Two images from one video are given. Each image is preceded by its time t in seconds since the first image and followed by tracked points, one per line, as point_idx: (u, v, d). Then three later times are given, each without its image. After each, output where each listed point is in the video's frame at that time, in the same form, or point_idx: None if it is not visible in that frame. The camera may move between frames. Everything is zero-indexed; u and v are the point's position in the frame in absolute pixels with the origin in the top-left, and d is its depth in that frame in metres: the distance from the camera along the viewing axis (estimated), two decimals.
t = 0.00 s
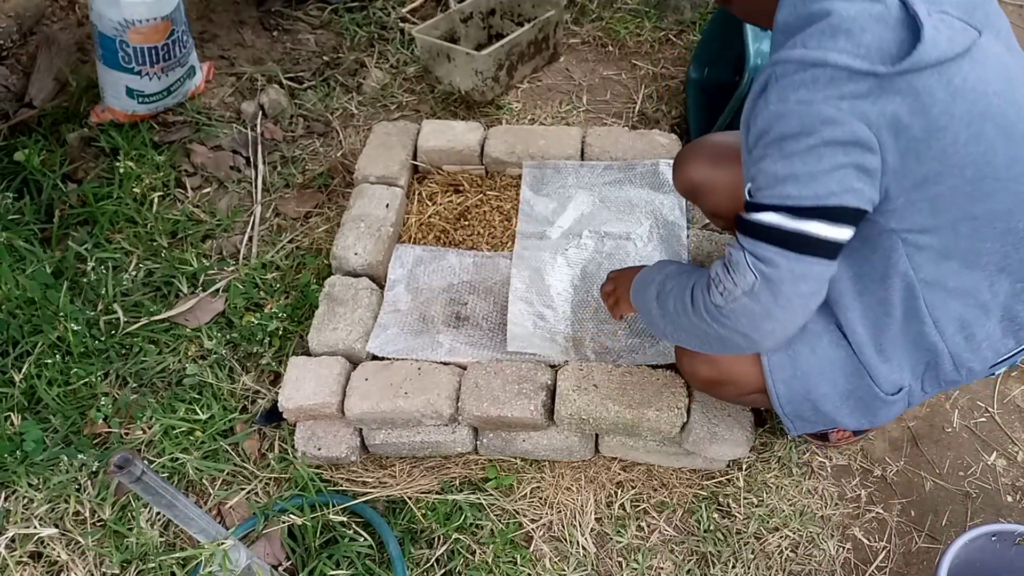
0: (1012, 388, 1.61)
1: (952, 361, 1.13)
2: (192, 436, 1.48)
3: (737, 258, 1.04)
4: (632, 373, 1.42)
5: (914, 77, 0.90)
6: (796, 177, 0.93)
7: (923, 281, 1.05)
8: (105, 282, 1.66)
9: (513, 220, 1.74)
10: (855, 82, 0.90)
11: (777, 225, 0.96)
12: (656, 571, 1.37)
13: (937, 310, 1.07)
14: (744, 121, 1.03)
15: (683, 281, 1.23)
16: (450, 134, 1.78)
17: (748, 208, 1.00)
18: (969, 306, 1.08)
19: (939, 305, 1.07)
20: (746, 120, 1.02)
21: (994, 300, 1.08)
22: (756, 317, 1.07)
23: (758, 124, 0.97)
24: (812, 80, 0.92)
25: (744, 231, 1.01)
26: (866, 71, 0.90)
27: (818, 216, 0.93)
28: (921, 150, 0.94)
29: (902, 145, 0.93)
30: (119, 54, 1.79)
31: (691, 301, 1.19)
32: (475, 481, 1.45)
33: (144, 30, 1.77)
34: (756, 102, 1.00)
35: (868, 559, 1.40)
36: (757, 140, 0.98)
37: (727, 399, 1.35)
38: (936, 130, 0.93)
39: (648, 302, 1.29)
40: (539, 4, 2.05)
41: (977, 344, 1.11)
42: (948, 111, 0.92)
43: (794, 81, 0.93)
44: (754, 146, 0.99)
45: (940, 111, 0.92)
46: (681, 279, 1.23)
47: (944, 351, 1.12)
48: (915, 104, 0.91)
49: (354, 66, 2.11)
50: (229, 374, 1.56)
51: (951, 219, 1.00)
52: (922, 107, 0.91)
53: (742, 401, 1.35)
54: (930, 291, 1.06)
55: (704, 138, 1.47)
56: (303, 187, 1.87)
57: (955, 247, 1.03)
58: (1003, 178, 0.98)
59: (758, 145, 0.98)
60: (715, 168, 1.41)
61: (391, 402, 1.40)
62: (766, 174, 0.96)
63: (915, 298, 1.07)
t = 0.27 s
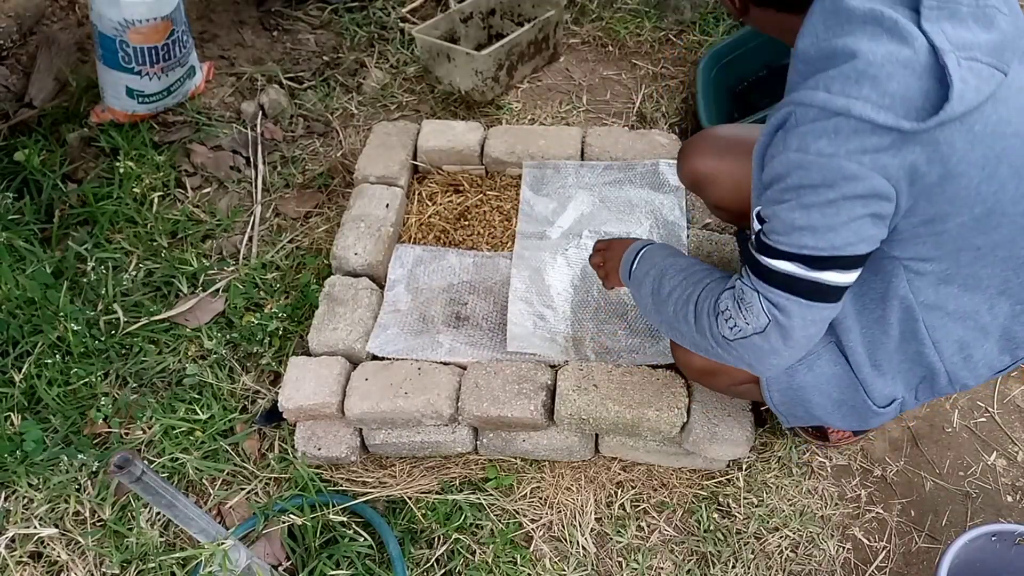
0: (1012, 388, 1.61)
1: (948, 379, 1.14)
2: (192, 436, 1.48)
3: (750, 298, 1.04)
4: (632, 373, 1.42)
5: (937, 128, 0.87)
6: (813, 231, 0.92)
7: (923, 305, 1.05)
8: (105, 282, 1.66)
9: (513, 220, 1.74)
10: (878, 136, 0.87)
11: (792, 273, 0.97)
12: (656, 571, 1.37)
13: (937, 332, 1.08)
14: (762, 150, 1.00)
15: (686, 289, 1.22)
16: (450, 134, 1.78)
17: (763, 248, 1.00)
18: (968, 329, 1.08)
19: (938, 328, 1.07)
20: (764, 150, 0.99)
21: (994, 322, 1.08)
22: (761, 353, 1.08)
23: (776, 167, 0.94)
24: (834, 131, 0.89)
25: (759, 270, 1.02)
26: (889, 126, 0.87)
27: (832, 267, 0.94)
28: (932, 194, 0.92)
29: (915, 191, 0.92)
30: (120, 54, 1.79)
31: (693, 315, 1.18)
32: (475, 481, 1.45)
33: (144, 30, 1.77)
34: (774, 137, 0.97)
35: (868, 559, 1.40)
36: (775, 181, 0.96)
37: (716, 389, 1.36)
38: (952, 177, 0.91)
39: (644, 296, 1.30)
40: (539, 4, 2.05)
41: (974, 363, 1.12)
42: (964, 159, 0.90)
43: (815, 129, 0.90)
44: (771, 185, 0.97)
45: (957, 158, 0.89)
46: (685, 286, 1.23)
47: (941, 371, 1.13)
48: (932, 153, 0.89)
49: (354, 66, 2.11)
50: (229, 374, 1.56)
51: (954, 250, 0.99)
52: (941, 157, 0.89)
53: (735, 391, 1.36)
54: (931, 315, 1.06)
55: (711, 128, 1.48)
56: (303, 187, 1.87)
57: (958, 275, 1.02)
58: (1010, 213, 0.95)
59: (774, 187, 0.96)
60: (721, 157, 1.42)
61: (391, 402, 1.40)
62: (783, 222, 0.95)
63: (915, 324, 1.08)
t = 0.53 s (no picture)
0: (1012, 388, 1.61)
1: (941, 389, 1.14)
2: (192, 436, 1.48)
3: (754, 305, 1.05)
4: (632, 373, 1.42)
5: (965, 157, 0.87)
6: (828, 252, 0.93)
7: (923, 313, 1.07)
8: (105, 282, 1.66)
9: (513, 220, 1.73)
10: (907, 163, 0.87)
11: (799, 290, 0.98)
12: (656, 571, 1.37)
13: (933, 342, 1.09)
14: (786, 157, 0.99)
15: (681, 287, 1.22)
16: (450, 134, 1.78)
17: (771, 258, 1.00)
18: (966, 343, 1.09)
19: (935, 337, 1.08)
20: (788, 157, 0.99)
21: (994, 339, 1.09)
22: (761, 358, 1.09)
23: (798, 183, 0.94)
24: (863, 155, 0.88)
25: (765, 277, 1.02)
26: (920, 154, 0.86)
27: (840, 287, 0.96)
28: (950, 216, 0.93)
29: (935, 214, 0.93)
30: (120, 54, 1.79)
31: (690, 314, 1.19)
32: (475, 481, 1.45)
33: (144, 30, 1.77)
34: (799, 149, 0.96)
35: (868, 559, 1.40)
36: (795, 195, 0.95)
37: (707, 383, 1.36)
38: (971, 201, 0.92)
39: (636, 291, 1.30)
40: (539, 4, 2.05)
41: (967, 375, 1.13)
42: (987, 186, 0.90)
43: (845, 149, 0.89)
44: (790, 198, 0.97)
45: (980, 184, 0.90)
46: (680, 284, 1.23)
47: (935, 381, 1.13)
48: (956, 179, 0.89)
49: (354, 66, 2.11)
50: (229, 374, 1.56)
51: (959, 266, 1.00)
52: (965, 184, 0.90)
53: (727, 387, 1.36)
54: (929, 324, 1.07)
55: (720, 122, 1.50)
56: (303, 187, 1.87)
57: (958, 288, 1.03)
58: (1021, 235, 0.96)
59: (793, 200, 0.95)
60: (726, 153, 1.45)
61: (391, 402, 1.40)
62: (798, 239, 0.95)
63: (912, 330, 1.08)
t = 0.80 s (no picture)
0: (1012, 388, 1.61)
1: (967, 383, 1.17)
2: (192, 436, 1.48)
3: (775, 303, 1.06)
4: (632, 373, 1.42)
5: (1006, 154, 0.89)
6: (863, 254, 0.94)
7: (951, 308, 1.10)
8: (105, 282, 1.66)
9: (513, 220, 1.74)
10: (948, 165, 0.88)
11: (825, 291, 0.99)
12: (656, 571, 1.37)
13: (962, 338, 1.12)
14: (815, 157, 0.99)
15: (686, 287, 1.22)
16: (450, 134, 1.78)
17: (797, 258, 1.01)
18: (994, 338, 1.12)
19: (964, 333, 1.11)
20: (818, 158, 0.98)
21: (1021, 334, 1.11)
22: (779, 355, 1.11)
23: (834, 186, 0.94)
24: (906, 158, 0.88)
25: (789, 276, 1.03)
26: (963, 155, 0.88)
27: (871, 287, 0.97)
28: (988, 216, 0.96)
29: (976, 216, 0.96)
30: (120, 54, 1.79)
31: (699, 316, 1.18)
32: (475, 481, 1.45)
33: (144, 30, 1.77)
34: (833, 150, 0.96)
35: (868, 559, 1.40)
36: (829, 198, 0.96)
37: (712, 381, 1.35)
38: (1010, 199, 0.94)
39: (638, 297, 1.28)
40: (539, 4, 2.05)
41: (991, 369, 1.15)
42: None
43: (886, 152, 0.89)
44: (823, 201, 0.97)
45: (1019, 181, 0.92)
46: (684, 285, 1.22)
47: (961, 375, 1.15)
48: (998, 176, 0.91)
49: (354, 66, 2.11)
50: (229, 374, 1.56)
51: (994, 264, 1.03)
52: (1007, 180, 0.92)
53: (732, 386, 1.35)
54: (957, 319, 1.10)
55: (727, 116, 1.49)
56: (303, 187, 1.87)
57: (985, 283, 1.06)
58: None
59: (827, 203, 0.96)
60: (734, 147, 1.44)
61: (391, 402, 1.40)
62: (831, 242, 0.96)
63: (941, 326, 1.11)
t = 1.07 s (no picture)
0: (1012, 388, 1.61)
1: (999, 371, 1.17)
2: (192, 436, 1.48)
3: (800, 301, 1.04)
4: (632, 373, 1.42)
5: None
6: (901, 250, 0.93)
7: (979, 301, 1.10)
8: (105, 282, 1.66)
9: (513, 220, 1.74)
10: (985, 155, 0.88)
11: (856, 290, 0.98)
12: (656, 571, 1.37)
13: (992, 328, 1.12)
14: (842, 160, 0.98)
15: (705, 288, 1.20)
16: (450, 134, 1.78)
17: (829, 258, 0.99)
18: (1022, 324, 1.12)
19: (993, 323, 1.12)
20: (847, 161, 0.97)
21: None
22: (807, 355, 1.09)
23: (870, 185, 0.93)
24: (944, 153, 0.88)
25: (819, 276, 1.01)
26: (999, 143, 0.87)
27: (907, 283, 0.96)
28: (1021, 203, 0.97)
29: (1007, 207, 0.97)
30: (119, 54, 1.79)
31: (720, 316, 1.16)
32: (475, 481, 1.45)
33: (144, 30, 1.77)
34: (864, 152, 0.95)
35: (868, 559, 1.40)
36: (864, 198, 0.94)
37: (730, 387, 1.36)
38: None
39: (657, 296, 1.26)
40: (539, 4, 2.06)
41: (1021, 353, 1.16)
42: None
43: (923, 150, 0.88)
44: (856, 201, 0.96)
45: None
46: (702, 287, 1.21)
47: (993, 363, 1.16)
48: None
49: (354, 66, 2.11)
50: (229, 374, 1.56)
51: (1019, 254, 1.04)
52: None
53: (748, 389, 1.35)
54: (986, 310, 1.11)
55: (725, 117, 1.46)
56: (303, 187, 1.87)
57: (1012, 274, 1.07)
58: None
59: (862, 203, 0.95)
60: (737, 150, 1.41)
61: (391, 402, 1.40)
62: (866, 241, 0.94)
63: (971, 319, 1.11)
